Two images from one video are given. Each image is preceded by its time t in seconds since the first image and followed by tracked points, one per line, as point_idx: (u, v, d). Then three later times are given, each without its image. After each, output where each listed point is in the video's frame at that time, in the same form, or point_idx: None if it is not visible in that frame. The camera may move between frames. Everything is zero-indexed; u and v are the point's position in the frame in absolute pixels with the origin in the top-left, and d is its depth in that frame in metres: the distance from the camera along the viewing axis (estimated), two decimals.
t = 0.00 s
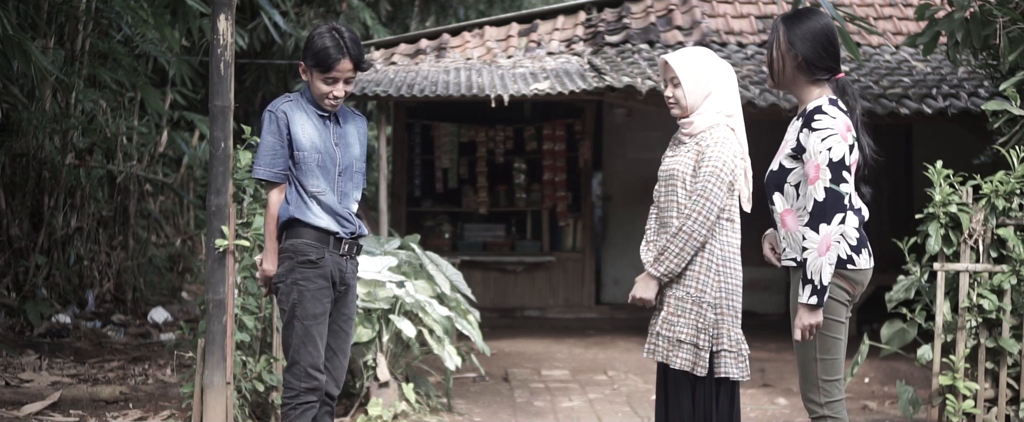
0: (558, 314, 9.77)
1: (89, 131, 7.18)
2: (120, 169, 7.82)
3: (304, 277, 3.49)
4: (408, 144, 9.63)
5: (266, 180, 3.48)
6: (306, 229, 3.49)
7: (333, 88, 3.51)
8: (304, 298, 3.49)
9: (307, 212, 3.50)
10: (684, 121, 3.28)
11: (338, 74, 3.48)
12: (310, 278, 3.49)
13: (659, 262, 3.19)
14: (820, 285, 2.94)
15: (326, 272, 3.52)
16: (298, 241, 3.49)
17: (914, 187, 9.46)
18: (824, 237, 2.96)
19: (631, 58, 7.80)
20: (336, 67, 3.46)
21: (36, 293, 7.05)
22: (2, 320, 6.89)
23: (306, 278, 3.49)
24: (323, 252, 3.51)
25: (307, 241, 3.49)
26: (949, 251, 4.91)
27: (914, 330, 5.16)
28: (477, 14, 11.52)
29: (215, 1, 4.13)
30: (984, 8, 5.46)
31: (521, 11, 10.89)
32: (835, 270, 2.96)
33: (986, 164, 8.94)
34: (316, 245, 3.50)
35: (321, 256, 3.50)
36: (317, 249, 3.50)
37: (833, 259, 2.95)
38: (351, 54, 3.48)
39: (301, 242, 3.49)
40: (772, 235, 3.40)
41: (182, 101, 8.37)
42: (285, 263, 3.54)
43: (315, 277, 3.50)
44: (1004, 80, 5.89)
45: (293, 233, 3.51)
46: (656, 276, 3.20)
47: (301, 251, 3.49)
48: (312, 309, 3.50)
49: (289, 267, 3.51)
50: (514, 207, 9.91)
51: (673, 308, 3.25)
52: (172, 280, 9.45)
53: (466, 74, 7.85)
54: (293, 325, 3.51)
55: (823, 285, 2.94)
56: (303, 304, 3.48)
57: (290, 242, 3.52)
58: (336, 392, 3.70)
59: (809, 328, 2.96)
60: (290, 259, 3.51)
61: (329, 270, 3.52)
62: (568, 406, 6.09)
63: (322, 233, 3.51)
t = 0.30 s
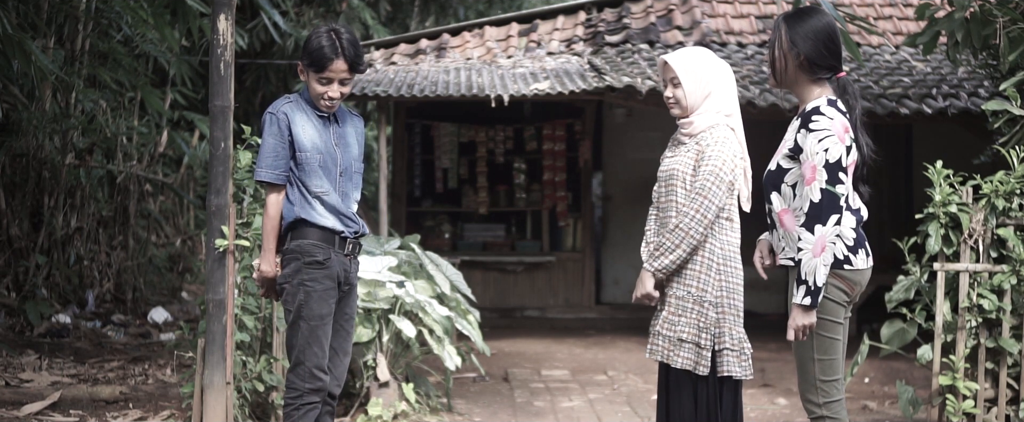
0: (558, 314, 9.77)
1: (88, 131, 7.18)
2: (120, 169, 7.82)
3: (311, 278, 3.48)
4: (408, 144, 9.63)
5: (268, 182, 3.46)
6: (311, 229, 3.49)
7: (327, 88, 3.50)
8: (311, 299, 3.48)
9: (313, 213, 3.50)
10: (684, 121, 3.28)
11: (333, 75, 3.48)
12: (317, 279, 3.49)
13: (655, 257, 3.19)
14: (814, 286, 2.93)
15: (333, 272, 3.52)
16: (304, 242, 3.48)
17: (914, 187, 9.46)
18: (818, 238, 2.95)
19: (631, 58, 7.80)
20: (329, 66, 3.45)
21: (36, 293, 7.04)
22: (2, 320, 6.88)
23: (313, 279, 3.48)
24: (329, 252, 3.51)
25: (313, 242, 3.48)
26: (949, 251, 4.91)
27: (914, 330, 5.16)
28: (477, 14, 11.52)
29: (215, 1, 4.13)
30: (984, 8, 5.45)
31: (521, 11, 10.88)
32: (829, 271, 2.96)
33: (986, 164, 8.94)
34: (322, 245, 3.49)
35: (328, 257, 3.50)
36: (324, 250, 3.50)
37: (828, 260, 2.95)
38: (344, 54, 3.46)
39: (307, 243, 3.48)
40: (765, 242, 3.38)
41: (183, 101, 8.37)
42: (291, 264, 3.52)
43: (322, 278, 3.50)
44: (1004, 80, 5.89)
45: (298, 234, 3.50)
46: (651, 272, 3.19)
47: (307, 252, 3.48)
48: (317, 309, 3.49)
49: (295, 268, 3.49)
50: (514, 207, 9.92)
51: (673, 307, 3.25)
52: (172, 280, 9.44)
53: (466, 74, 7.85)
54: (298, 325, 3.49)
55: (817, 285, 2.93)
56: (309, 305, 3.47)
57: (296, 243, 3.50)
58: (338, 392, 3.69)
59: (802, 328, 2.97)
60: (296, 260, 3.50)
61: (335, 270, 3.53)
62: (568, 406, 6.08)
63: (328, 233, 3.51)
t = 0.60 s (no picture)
0: (558, 314, 9.77)
1: (89, 131, 7.18)
2: (120, 169, 7.83)
3: (318, 278, 3.48)
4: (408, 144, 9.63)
5: (261, 187, 3.44)
6: (318, 230, 3.50)
7: (317, 97, 3.46)
8: (317, 299, 3.48)
9: (318, 214, 3.51)
10: (685, 122, 3.28)
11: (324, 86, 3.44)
12: (324, 279, 3.49)
13: (654, 258, 3.19)
14: (815, 287, 2.93)
15: (339, 273, 3.52)
16: (311, 243, 3.49)
17: (914, 187, 9.45)
18: (818, 239, 2.95)
19: (631, 58, 7.80)
20: (320, 80, 3.42)
21: (36, 293, 7.03)
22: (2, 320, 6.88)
23: (319, 280, 3.48)
24: (336, 253, 3.51)
25: (320, 242, 3.49)
26: (949, 251, 4.91)
27: (914, 330, 5.16)
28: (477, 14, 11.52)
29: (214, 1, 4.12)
30: (984, 8, 5.45)
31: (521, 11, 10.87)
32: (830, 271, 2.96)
33: (986, 164, 8.94)
34: (329, 245, 3.50)
35: (335, 257, 3.51)
36: (331, 250, 3.50)
37: (828, 260, 2.95)
38: (334, 71, 3.42)
39: (314, 243, 3.49)
40: (765, 245, 3.38)
41: (183, 101, 8.37)
42: (298, 264, 3.53)
43: (329, 279, 3.50)
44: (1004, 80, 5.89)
45: (305, 234, 3.52)
46: (651, 272, 3.19)
47: (314, 252, 3.49)
48: (323, 310, 3.49)
49: (303, 268, 3.50)
50: (514, 207, 9.92)
51: (673, 307, 3.25)
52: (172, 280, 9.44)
53: (466, 74, 7.85)
54: (304, 325, 3.50)
55: (818, 286, 2.93)
56: (315, 305, 3.48)
57: (303, 244, 3.51)
58: (341, 391, 3.69)
59: (804, 329, 2.96)
60: (303, 261, 3.51)
61: (342, 271, 3.53)
62: (568, 406, 6.08)
63: (334, 233, 3.52)
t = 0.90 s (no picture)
0: (558, 314, 9.77)
1: (89, 131, 7.17)
2: (120, 169, 7.83)
3: (323, 279, 3.49)
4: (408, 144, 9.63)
5: (248, 192, 3.44)
6: (323, 231, 3.50)
7: (313, 100, 3.45)
8: (322, 300, 3.49)
9: (321, 214, 3.52)
10: (686, 123, 3.29)
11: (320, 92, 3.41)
12: (329, 280, 3.49)
13: (650, 258, 3.19)
14: (815, 287, 2.93)
15: (345, 273, 3.53)
16: (316, 244, 3.49)
17: (914, 187, 9.45)
18: (818, 239, 2.95)
19: (631, 58, 7.80)
20: (317, 84, 3.39)
21: (35, 293, 7.03)
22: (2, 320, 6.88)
23: (325, 280, 3.49)
24: (342, 254, 3.52)
25: (325, 243, 3.49)
26: (949, 251, 4.91)
27: (914, 330, 5.15)
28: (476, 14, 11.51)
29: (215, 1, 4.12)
30: (984, 8, 5.46)
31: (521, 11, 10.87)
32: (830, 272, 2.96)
33: (986, 164, 8.94)
34: (334, 246, 3.50)
35: (340, 258, 3.51)
36: (336, 251, 3.50)
37: (828, 260, 2.95)
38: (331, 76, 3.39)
39: (319, 244, 3.49)
40: (767, 246, 3.39)
41: (183, 101, 8.38)
42: (303, 265, 3.53)
43: (334, 279, 3.50)
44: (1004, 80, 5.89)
45: (310, 235, 3.52)
46: (646, 273, 3.20)
47: (319, 253, 3.49)
48: (328, 310, 3.50)
49: (308, 269, 3.50)
50: (514, 207, 9.92)
51: (668, 308, 3.26)
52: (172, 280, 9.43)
53: (466, 74, 7.85)
54: (309, 326, 3.50)
55: (817, 286, 2.93)
56: (320, 306, 3.49)
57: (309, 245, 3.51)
58: (344, 391, 3.68)
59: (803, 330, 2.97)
60: (308, 262, 3.50)
61: (347, 271, 3.54)
62: (568, 406, 6.09)
63: (338, 234, 3.52)
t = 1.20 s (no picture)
0: (558, 314, 9.78)
1: (89, 131, 7.17)
2: (120, 169, 7.84)
3: (327, 279, 3.49)
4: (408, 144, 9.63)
5: (256, 192, 3.42)
6: (328, 231, 3.50)
7: (320, 98, 3.46)
8: (326, 300, 3.49)
9: (326, 215, 3.51)
10: (687, 124, 3.28)
11: (328, 86, 3.44)
12: (333, 281, 3.49)
13: (648, 260, 3.19)
14: (816, 287, 2.93)
15: (348, 274, 3.53)
16: (320, 244, 3.49)
17: (914, 187, 9.45)
18: (819, 239, 2.95)
19: (631, 58, 7.80)
20: (327, 78, 3.41)
21: (35, 293, 7.02)
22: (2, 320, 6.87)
23: (329, 281, 3.49)
24: (346, 255, 3.52)
25: (329, 243, 3.49)
26: (949, 251, 4.91)
27: (914, 330, 5.15)
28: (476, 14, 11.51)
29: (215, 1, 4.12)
30: (984, 8, 5.45)
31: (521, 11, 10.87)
32: (830, 271, 2.95)
33: (986, 164, 8.95)
34: (338, 247, 3.50)
35: (344, 258, 3.51)
36: (341, 251, 3.51)
37: (829, 260, 2.95)
38: (342, 70, 3.43)
39: (323, 244, 3.49)
40: (767, 246, 3.39)
41: (183, 101, 8.38)
42: (307, 266, 3.53)
43: (338, 279, 3.50)
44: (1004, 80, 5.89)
45: (314, 236, 3.51)
46: (644, 274, 3.19)
47: (323, 253, 3.49)
48: (331, 310, 3.50)
49: (312, 269, 3.50)
50: (514, 207, 9.92)
51: (663, 308, 3.25)
52: (172, 280, 9.43)
53: (466, 74, 7.85)
54: (312, 326, 3.50)
55: (818, 286, 2.93)
56: (323, 306, 3.49)
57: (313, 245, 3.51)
58: (345, 391, 3.68)
59: (804, 330, 2.97)
60: (312, 262, 3.50)
61: (350, 272, 3.54)
62: (568, 406, 6.09)
63: (342, 234, 3.52)
